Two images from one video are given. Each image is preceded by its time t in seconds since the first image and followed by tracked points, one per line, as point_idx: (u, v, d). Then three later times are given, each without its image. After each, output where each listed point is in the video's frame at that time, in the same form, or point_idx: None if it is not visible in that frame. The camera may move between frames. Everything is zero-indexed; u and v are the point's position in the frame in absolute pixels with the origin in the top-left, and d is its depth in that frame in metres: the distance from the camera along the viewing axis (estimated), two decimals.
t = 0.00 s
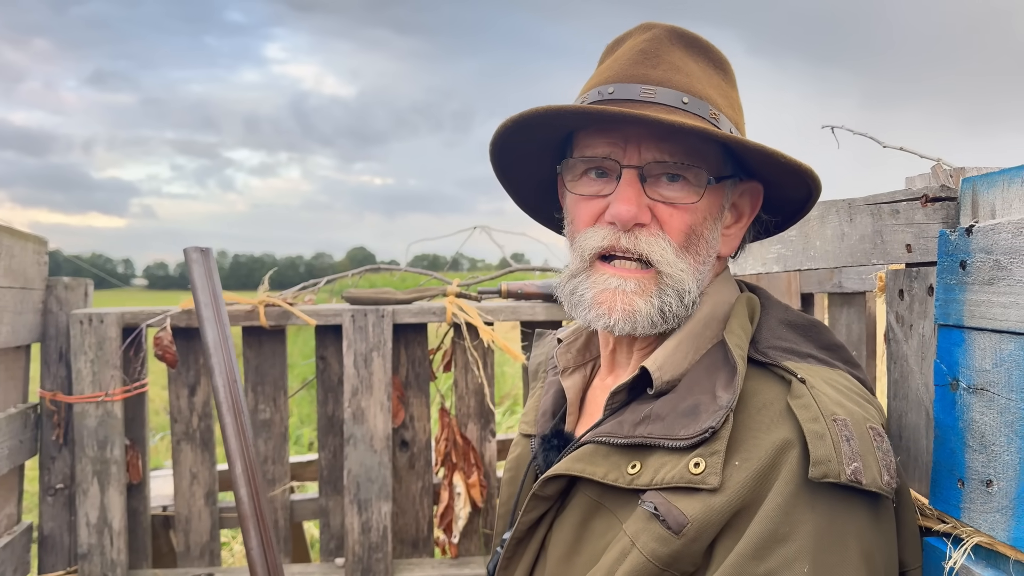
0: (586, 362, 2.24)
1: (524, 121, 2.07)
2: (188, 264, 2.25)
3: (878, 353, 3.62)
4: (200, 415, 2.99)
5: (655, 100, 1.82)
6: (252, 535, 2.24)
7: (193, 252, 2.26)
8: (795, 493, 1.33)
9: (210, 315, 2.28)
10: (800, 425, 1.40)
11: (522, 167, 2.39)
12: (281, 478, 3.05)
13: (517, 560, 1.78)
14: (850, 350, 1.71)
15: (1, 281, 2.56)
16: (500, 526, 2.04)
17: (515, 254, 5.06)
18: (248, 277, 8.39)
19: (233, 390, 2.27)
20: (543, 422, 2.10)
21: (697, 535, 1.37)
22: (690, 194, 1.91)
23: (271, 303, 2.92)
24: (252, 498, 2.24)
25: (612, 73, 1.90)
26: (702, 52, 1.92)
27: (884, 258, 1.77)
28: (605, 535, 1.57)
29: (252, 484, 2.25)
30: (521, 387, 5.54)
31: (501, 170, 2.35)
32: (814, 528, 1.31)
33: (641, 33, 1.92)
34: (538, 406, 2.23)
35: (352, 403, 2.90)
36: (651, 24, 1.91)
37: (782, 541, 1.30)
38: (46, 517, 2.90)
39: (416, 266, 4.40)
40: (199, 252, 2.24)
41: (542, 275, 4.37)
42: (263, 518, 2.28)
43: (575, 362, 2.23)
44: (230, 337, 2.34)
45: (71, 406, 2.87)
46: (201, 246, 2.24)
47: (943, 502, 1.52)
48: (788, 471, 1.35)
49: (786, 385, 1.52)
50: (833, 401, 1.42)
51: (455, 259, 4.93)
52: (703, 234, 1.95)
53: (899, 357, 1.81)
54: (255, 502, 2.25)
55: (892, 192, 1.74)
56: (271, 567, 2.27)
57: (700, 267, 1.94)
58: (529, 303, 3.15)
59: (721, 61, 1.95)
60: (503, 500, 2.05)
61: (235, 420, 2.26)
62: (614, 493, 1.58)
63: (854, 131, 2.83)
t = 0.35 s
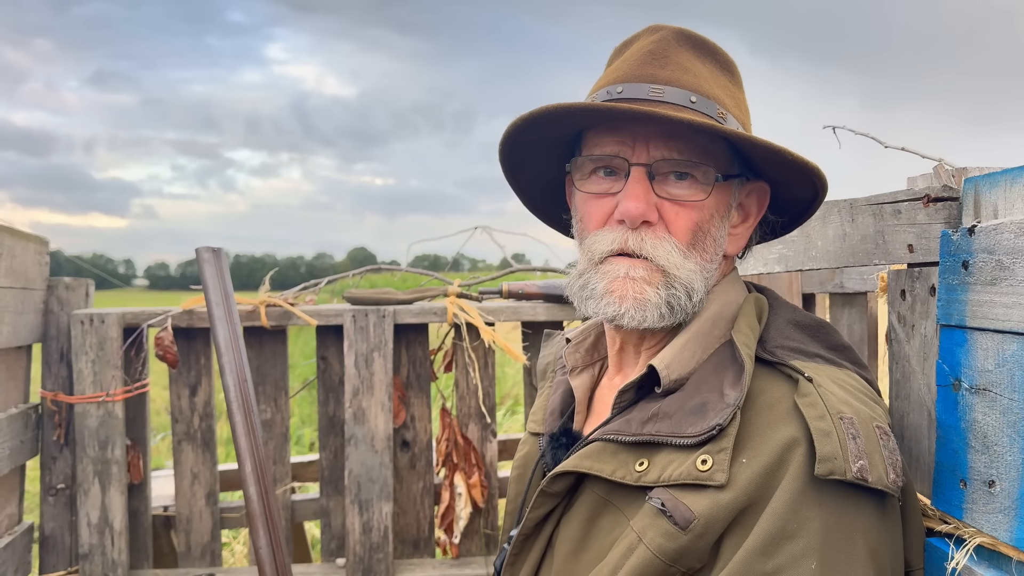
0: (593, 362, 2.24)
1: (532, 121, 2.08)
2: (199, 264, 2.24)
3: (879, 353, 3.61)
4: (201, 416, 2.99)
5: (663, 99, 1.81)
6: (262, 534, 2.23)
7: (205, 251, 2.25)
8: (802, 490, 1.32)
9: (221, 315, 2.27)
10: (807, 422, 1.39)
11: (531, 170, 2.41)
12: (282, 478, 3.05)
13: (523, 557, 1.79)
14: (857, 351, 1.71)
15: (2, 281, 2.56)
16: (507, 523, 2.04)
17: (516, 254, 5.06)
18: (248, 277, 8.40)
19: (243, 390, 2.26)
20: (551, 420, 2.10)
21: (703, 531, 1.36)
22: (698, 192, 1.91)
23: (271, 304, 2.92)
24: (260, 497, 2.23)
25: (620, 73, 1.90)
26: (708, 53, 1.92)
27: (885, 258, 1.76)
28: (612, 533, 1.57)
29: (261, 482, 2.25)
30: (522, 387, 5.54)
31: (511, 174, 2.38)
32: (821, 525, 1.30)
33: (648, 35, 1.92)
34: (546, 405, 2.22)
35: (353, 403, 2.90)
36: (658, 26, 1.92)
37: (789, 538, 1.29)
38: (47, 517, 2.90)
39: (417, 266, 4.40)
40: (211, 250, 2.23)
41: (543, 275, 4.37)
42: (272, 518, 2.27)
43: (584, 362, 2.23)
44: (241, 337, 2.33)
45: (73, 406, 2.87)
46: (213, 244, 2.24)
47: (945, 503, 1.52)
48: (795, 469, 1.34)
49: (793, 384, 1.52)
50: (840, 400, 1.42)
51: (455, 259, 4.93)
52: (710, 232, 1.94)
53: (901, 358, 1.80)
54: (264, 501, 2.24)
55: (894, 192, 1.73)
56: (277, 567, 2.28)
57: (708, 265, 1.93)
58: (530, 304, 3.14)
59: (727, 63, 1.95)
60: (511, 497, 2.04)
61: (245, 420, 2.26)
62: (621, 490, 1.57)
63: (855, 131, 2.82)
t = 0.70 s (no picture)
0: (597, 361, 2.24)
1: (526, 121, 2.14)
2: (204, 263, 2.24)
3: (880, 353, 3.62)
4: (202, 415, 2.99)
5: (644, 100, 1.84)
6: (266, 532, 2.23)
7: (210, 251, 2.25)
8: (799, 486, 1.32)
9: (226, 314, 2.27)
10: (804, 418, 1.40)
11: (538, 173, 2.46)
12: (284, 477, 3.05)
13: (524, 555, 1.79)
14: (859, 350, 1.72)
15: (4, 280, 2.56)
16: (510, 519, 2.05)
17: (517, 254, 5.07)
18: (250, 276, 8.40)
19: (247, 389, 2.27)
20: (555, 419, 2.09)
21: (699, 527, 1.37)
22: (680, 189, 1.90)
23: (273, 303, 2.92)
24: (265, 497, 2.23)
25: (610, 76, 1.94)
26: (705, 54, 1.90)
27: (887, 258, 1.76)
28: (611, 529, 1.57)
29: (266, 482, 2.25)
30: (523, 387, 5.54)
31: (516, 177, 2.44)
32: (818, 521, 1.30)
33: (642, 38, 1.94)
34: (549, 404, 2.22)
35: (354, 403, 2.90)
36: (651, 29, 1.93)
37: (786, 533, 1.29)
38: (49, 517, 2.91)
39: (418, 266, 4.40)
40: (216, 250, 2.23)
41: (545, 275, 4.37)
42: (276, 516, 2.28)
43: (587, 361, 2.23)
44: (245, 336, 2.33)
45: (74, 405, 2.87)
46: (217, 244, 2.23)
47: (948, 503, 1.52)
48: (792, 463, 1.34)
49: (791, 381, 1.52)
50: (837, 395, 1.42)
51: (457, 258, 4.94)
52: (697, 230, 1.92)
53: (903, 358, 1.80)
54: (269, 500, 2.25)
55: (896, 192, 1.74)
56: (282, 566, 2.27)
57: (694, 263, 1.91)
58: (531, 304, 3.14)
59: (726, 63, 1.92)
60: (515, 495, 2.03)
61: (249, 419, 2.26)
62: (621, 488, 1.57)
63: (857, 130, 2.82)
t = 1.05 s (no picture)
0: (598, 361, 2.24)
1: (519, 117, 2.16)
2: (206, 263, 2.24)
3: (883, 353, 3.62)
4: (205, 414, 3.00)
5: (630, 98, 1.86)
6: (267, 532, 2.24)
7: (212, 251, 2.25)
8: (791, 483, 1.33)
9: (228, 314, 2.28)
10: (796, 416, 1.40)
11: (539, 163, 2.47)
12: (286, 476, 3.06)
13: (524, 553, 1.79)
14: (857, 349, 1.73)
15: (8, 279, 2.57)
16: (510, 517, 2.04)
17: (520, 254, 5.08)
18: (252, 276, 8.41)
19: (250, 389, 2.28)
20: (556, 418, 2.10)
21: (695, 523, 1.37)
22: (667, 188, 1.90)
23: (276, 302, 2.93)
24: (266, 496, 2.23)
25: (602, 76, 1.96)
26: (703, 53, 1.89)
27: (889, 258, 1.76)
28: (609, 526, 1.57)
29: (268, 481, 2.26)
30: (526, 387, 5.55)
31: (518, 172, 2.48)
32: (811, 519, 1.31)
33: (638, 38, 1.95)
34: (552, 403, 2.23)
35: (357, 402, 2.91)
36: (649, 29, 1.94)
37: (780, 531, 1.29)
38: (52, 515, 2.92)
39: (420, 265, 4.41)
40: (217, 250, 2.24)
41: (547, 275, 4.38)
42: (277, 516, 2.28)
43: (587, 360, 2.24)
44: (247, 336, 2.33)
45: (77, 404, 2.88)
46: (219, 244, 2.25)
47: (949, 502, 1.52)
48: (785, 459, 1.35)
49: (786, 379, 1.52)
50: (831, 393, 1.43)
51: (459, 258, 4.95)
52: (684, 229, 1.91)
53: (905, 357, 1.80)
54: (270, 499, 2.26)
55: (898, 192, 1.74)
56: (284, 565, 2.28)
57: (681, 261, 1.90)
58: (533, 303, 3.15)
59: (727, 63, 1.91)
60: (516, 492, 2.02)
61: (250, 418, 2.26)
62: (618, 486, 1.57)
63: (859, 131, 2.82)
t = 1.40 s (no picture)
0: (590, 367, 2.22)
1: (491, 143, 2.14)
2: (217, 261, 2.24)
3: (886, 353, 3.62)
4: (207, 414, 3.00)
5: (593, 117, 1.85)
6: (275, 530, 2.25)
7: (223, 249, 2.25)
8: (780, 490, 1.33)
9: (239, 312, 2.28)
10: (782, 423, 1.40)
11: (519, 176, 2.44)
12: (288, 475, 3.06)
13: (519, 559, 1.79)
14: (847, 348, 1.72)
15: (10, 279, 2.57)
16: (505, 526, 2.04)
17: (522, 253, 5.08)
18: (254, 276, 8.42)
19: (259, 386, 2.27)
20: (549, 425, 2.11)
21: (681, 530, 1.37)
22: (637, 206, 1.88)
23: (277, 301, 2.93)
24: (276, 495, 2.24)
25: (565, 92, 1.95)
26: (666, 59, 1.87)
27: (892, 257, 1.76)
28: (602, 536, 1.57)
29: (274, 480, 2.26)
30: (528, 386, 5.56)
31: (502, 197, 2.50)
32: (805, 526, 1.30)
33: (602, 50, 1.93)
34: (545, 410, 2.24)
35: (359, 401, 2.91)
36: (613, 39, 1.92)
37: (778, 540, 1.29)
38: (54, 514, 2.92)
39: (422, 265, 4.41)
40: (228, 248, 2.24)
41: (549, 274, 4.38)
42: (286, 514, 2.28)
43: (580, 367, 2.21)
44: (257, 333, 2.34)
45: (79, 403, 2.88)
46: (230, 242, 2.25)
47: (952, 502, 1.52)
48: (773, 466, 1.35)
49: (773, 385, 1.51)
50: (817, 398, 1.41)
51: (461, 257, 4.96)
52: (659, 245, 1.89)
53: (907, 357, 1.80)
54: (279, 498, 2.25)
55: (901, 191, 1.73)
56: (291, 564, 2.28)
57: (658, 277, 1.88)
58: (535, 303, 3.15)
59: (694, 68, 1.89)
60: (510, 501, 2.04)
61: (260, 416, 2.26)
62: (611, 495, 1.57)
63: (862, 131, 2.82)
